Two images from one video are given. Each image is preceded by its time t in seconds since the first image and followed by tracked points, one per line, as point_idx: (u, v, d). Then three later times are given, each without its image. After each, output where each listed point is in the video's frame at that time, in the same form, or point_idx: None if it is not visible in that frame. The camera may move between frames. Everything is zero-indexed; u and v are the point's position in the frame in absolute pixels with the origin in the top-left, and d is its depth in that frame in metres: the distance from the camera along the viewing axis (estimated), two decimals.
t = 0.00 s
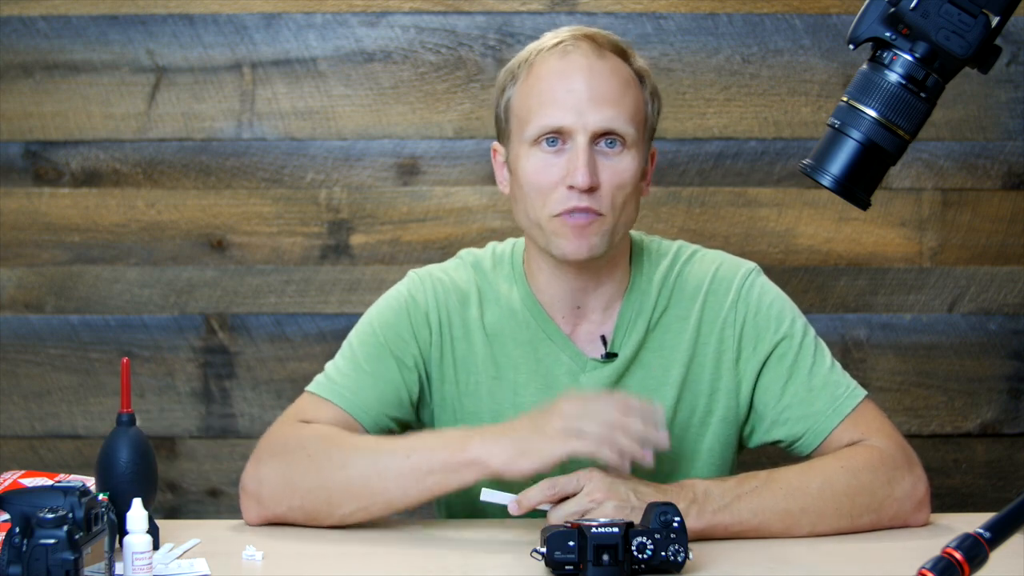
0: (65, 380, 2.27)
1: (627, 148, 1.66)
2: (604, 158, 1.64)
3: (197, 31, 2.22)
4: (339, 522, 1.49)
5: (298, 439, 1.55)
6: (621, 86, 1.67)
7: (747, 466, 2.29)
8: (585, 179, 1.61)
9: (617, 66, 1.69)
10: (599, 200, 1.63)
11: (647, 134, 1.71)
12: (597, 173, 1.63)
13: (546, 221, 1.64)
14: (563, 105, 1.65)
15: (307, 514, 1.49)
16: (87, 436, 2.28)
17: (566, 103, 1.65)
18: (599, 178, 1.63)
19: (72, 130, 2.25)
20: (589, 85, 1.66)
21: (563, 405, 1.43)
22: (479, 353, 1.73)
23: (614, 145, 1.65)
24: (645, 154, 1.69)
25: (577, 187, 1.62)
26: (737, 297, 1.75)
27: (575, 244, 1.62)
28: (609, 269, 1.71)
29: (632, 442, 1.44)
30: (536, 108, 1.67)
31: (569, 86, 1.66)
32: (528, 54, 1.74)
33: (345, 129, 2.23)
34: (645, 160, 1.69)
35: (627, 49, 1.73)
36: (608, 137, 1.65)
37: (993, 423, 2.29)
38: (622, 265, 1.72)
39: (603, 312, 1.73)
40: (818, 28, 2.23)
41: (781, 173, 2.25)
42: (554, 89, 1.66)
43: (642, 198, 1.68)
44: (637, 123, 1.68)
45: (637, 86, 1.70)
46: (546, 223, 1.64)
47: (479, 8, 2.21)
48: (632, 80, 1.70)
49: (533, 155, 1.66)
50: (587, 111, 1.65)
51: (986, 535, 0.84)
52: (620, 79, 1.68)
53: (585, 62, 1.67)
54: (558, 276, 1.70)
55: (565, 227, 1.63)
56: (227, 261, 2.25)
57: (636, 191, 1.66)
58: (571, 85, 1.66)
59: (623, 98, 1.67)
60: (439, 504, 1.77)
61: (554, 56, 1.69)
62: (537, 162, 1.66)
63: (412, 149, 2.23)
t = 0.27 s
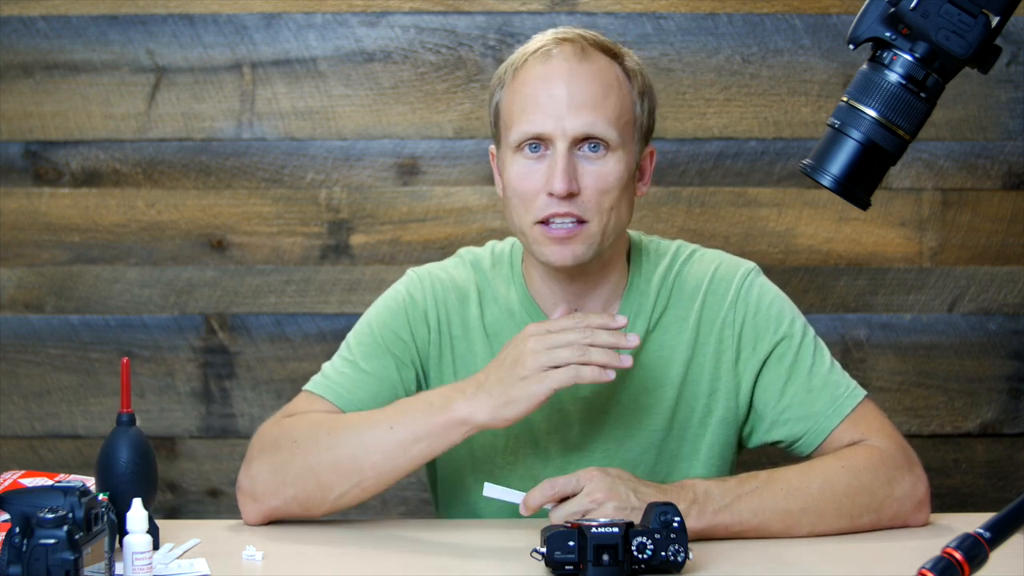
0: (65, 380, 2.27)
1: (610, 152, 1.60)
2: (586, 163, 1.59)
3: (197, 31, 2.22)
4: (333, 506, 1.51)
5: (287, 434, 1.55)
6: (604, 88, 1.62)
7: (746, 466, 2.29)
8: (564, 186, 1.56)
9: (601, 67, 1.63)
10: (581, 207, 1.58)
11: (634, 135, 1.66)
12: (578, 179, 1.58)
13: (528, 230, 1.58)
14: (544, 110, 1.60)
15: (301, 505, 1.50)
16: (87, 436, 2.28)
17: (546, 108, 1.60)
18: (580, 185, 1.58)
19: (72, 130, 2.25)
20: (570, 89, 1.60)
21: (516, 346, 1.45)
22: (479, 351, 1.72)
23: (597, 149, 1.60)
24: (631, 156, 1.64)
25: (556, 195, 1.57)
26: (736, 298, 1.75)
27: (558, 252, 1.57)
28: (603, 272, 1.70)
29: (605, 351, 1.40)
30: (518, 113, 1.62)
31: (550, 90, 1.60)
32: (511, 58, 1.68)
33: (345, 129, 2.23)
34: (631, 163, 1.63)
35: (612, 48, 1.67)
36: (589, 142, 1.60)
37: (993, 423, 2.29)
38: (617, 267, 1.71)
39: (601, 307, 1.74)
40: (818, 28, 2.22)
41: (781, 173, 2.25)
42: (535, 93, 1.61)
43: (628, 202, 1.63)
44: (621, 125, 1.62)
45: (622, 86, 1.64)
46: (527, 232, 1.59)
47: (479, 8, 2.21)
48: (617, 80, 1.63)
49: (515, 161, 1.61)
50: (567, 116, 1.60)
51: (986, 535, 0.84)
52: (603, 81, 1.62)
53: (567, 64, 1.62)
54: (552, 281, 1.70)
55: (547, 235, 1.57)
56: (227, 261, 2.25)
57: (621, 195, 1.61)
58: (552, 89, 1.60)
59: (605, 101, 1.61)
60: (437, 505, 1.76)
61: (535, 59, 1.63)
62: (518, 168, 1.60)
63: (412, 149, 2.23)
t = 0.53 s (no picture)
0: (65, 380, 2.27)
1: (600, 153, 1.60)
2: (576, 165, 1.59)
3: (197, 31, 2.22)
4: (329, 508, 1.51)
5: (285, 434, 1.55)
6: (594, 89, 1.62)
7: (746, 466, 2.29)
8: (554, 188, 1.56)
9: (591, 68, 1.63)
10: (572, 209, 1.58)
11: (625, 136, 1.65)
12: (568, 180, 1.58)
13: (519, 233, 1.58)
14: (534, 112, 1.59)
15: (297, 505, 1.50)
16: (87, 436, 2.28)
17: (536, 110, 1.60)
18: (570, 187, 1.58)
19: (72, 130, 2.25)
20: (560, 91, 1.60)
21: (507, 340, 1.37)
22: (480, 351, 1.72)
23: (588, 150, 1.60)
24: (623, 157, 1.64)
25: (545, 197, 1.56)
26: (736, 298, 1.75)
27: (550, 255, 1.57)
28: (600, 273, 1.69)
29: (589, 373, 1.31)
30: (508, 116, 1.62)
31: (540, 92, 1.60)
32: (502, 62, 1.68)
33: (345, 129, 2.23)
34: (622, 163, 1.63)
35: (605, 47, 1.66)
36: (579, 143, 1.60)
37: (994, 423, 2.29)
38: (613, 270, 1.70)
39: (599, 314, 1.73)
40: (818, 28, 2.23)
41: (781, 173, 2.25)
42: (525, 95, 1.60)
43: (620, 203, 1.63)
44: (611, 126, 1.62)
45: (613, 87, 1.64)
46: (519, 235, 1.58)
47: (479, 8, 2.21)
48: (607, 81, 1.63)
49: (507, 164, 1.60)
50: (556, 118, 1.59)
51: (986, 535, 0.84)
52: (593, 83, 1.62)
53: (556, 66, 1.61)
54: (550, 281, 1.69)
55: (539, 237, 1.57)
56: (227, 261, 2.25)
57: (613, 197, 1.61)
58: (541, 91, 1.60)
59: (595, 102, 1.61)
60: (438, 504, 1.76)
61: (525, 61, 1.62)
62: (509, 171, 1.60)
63: (412, 149, 2.23)
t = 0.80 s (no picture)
0: (65, 380, 2.27)
1: (597, 149, 1.60)
2: (574, 161, 1.59)
3: (197, 31, 2.22)
4: (328, 506, 1.51)
5: (284, 434, 1.55)
6: (593, 86, 1.61)
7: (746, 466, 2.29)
8: (550, 183, 1.56)
9: (590, 65, 1.63)
10: (569, 204, 1.58)
11: (623, 133, 1.65)
12: (565, 176, 1.58)
13: (515, 228, 1.58)
14: (531, 108, 1.60)
15: (296, 505, 1.50)
16: (87, 436, 2.28)
17: (535, 106, 1.60)
18: (566, 183, 1.58)
19: (72, 130, 2.25)
20: (558, 87, 1.60)
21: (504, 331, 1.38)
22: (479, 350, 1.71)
23: (586, 147, 1.60)
24: (621, 154, 1.64)
25: (542, 193, 1.56)
26: (735, 298, 1.75)
27: (546, 250, 1.57)
28: (597, 271, 1.69)
29: (585, 362, 1.31)
30: (506, 111, 1.62)
31: (537, 88, 1.60)
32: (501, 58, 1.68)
33: (345, 129, 2.23)
34: (620, 160, 1.63)
35: (605, 45, 1.66)
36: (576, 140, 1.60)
37: (994, 423, 2.29)
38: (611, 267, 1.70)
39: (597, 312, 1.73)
40: (819, 28, 2.22)
41: (781, 173, 2.25)
42: (522, 91, 1.60)
43: (617, 200, 1.63)
44: (608, 123, 1.62)
45: (612, 84, 1.64)
46: (515, 230, 1.58)
47: (479, 8, 2.21)
48: (605, 79, 1.63)
49: (505, 160, 1.60)
50: (554, 114, 1.59)
51: (986, 535, 0.84)
52: (592, 79, 1.62)
53: (555, 63, 1.61)
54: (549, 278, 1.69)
55: (535, 233, 1.57)
56: (227, 261, 2.25)
57: (610, 194, 1.61)
58: (539, 87, 1.60)
59: (593, 99, 1.61)
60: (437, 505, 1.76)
61: (524, 58, 1.63)
62: (506, 166, 1.60)
63: (412, 149, 2.23)
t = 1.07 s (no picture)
0: (65, 380, 2.27)
1: (598, 150, 1.60)
2: (575, 162, 1.59)
3: (197, 31, 2.22)
4: (329, 507, 1.51)
5: (285, 433, 1.55)
6: (595, 86, 1.62)
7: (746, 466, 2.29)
8: (551, 183, 1.56)
9: (592, 66, 1.63)
10: (570, 204, 1.58)
11: (624, 134, 1.65)
12: (566, 177, 1.58)
13: (516, 228, 1.58)
14: (533, 108, 1.59)
15: (297, 505, 1.50)
16: (87, 436, 2.28)
17: (537, 106, 1.60)
18: (567, 183, 1.58)
19: (72, 130, 2.25)
20: (560, 87, 1.60)
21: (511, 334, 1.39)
22: (479, 350, 1.71)
23: (587, 147, 1.60)
24: (622, 155, 1.64)
25: (543, 193, 1.56)
26: (735, 298, 1.75)
27: (546, 250, 1.57)
28: (597, 271, 1.69)
29: (591, 365, 1.33)
30: (508, 111, 1.62)
31: (539, 89, 1.60)
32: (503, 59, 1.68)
33: (345, 129, 2.23)
34: (621, 161, 1.63)
35: (607, 46, 1.66)
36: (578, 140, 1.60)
37: (993, 423, 2.29)
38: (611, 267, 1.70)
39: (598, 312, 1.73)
40: (819, 28, 2.23)
41: (781, 173, 2.25)
42: (524, 91, 1.61)
43: (619, 201, 1.63)
44: (610, 124, 1.62)
45: (613, 85, 1.64)
46: (516, 229, 1.58)
47: (479, 8, 2.21)
48: (607, 80, 1.63)
49: (506, 159, 1.60)
50: (555, 114, 1.59)
51: (986, 535, 0.84)
52: (593, 80, 1.62)
53: (557, 63, 1.62)
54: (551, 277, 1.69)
55: (536, 232, 1.57)
56: (227, 261, 2.25)
57: (611, 194, 1.61)
58: (541, 87, 1.60)
59: (595, 100, 1.61)
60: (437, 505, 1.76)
61: (526, 58, 1.63)
62: (507, 166, 1.60)
63: (412, 149, 2.23)
